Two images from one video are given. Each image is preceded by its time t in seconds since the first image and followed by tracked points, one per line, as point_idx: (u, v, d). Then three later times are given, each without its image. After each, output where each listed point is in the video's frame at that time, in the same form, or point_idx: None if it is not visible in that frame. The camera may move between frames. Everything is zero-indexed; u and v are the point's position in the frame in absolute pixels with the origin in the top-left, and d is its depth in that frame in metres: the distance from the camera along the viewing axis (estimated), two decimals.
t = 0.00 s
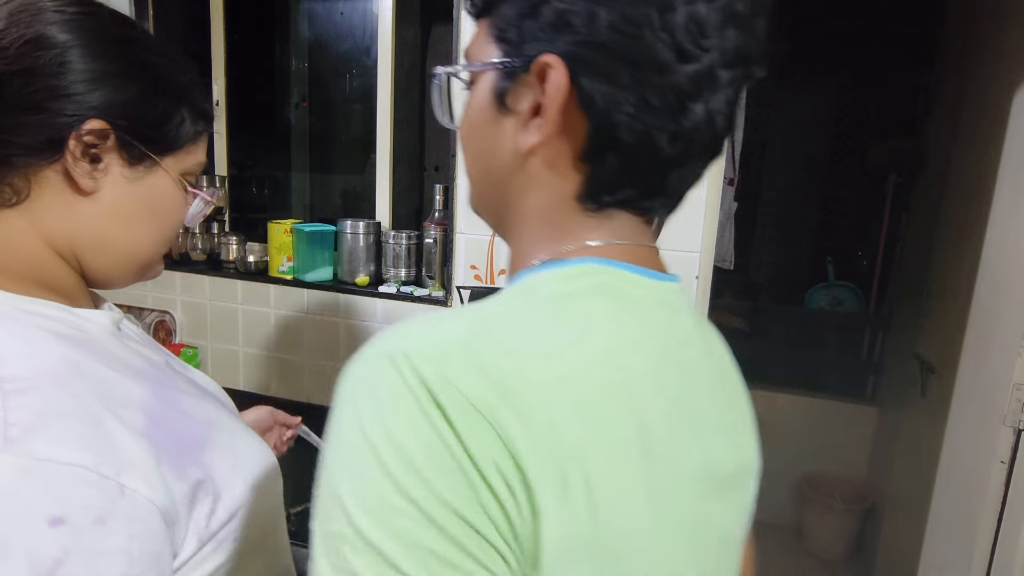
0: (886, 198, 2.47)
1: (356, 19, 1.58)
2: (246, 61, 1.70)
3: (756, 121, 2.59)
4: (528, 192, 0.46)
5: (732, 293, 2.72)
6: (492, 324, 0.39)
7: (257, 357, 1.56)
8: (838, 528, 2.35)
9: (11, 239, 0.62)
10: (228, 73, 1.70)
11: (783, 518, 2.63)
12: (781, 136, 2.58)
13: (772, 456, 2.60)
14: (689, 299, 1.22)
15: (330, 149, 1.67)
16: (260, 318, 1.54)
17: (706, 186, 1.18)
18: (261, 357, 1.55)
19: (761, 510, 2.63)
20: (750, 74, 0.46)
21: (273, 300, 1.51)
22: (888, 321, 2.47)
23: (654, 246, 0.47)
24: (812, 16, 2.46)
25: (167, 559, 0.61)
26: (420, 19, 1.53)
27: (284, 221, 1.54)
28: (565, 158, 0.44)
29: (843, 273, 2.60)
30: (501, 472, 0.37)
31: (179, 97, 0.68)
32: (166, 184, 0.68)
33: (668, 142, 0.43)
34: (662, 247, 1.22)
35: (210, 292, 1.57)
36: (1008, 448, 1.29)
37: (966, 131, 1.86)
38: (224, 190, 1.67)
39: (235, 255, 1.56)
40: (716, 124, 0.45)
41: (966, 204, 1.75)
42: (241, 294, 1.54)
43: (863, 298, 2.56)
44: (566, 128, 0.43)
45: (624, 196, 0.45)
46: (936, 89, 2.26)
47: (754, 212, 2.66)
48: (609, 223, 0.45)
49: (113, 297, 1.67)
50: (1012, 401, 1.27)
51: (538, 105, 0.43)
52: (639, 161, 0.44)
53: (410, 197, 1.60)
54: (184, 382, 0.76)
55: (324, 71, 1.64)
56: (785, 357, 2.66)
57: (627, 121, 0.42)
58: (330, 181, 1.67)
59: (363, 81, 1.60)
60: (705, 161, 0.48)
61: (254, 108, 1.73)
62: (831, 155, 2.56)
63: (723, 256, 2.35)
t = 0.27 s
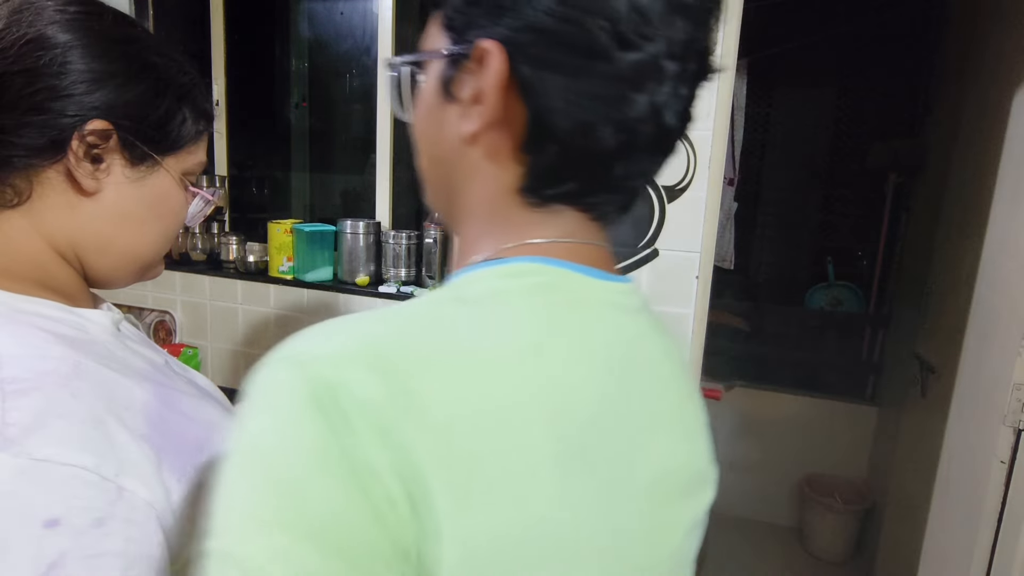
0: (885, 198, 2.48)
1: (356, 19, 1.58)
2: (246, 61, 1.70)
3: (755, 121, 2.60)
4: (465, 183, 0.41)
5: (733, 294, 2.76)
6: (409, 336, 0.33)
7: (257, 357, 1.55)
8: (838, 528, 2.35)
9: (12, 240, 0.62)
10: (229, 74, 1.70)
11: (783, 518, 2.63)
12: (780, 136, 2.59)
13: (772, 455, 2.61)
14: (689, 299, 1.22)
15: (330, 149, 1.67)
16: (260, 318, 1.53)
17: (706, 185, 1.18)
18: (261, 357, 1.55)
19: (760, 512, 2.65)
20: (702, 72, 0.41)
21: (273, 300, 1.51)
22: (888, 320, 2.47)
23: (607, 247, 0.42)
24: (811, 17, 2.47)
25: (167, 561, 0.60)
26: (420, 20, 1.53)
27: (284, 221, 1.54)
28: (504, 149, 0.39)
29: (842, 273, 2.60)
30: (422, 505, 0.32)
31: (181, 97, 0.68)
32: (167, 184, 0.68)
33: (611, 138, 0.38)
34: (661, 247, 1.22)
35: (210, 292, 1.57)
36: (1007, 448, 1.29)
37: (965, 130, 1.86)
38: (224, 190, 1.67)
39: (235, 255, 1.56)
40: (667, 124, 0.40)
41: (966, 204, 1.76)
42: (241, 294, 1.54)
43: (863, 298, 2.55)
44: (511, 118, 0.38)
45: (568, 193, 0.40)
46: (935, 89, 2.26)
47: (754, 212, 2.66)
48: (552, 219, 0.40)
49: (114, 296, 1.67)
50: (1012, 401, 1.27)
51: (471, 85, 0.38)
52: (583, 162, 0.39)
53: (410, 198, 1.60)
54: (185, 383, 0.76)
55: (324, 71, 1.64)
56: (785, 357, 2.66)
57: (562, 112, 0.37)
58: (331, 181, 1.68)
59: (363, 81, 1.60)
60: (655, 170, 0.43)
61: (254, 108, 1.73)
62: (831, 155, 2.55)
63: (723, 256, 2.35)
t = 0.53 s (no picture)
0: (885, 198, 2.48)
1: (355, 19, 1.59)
2: (246, 61, 1.71)
3: (755, 121, 2.60)
4: (333, 182, 0.40)
5: (732, 294, 2.74)
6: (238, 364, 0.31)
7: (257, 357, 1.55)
8: (838, 529, 2.35)
9: (11, 237, 0.63)
10: (228, 74, 1.70)
11: (782, 518, 2.64)
12: (780, 136, 2.59)
13: (772, 455, 2.62)
14: (688, 299, 1.22)
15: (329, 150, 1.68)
16: (260, 318, 1.53)
17: (706, 186, 1.18)
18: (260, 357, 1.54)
19: (760, 513, 2.65)
20: (564, 26, 0.38)
21: (272, 300, 1.51)
22: (888, 321, 2.47)
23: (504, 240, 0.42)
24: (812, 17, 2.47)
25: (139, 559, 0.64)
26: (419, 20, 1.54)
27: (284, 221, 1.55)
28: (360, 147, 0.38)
29: (842, 272, 2.60)
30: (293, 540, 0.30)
31: (179, 95, 0.68)
32: (163, 183, 0.69)
33: (474, 118, 0.36)
34: (661, 247, 1.23)
35: (210, 292, 1.57)
36: (1008, 449, 1.28)
37: (965, 130, 1.86)
38: (224, 189, 1.68)
39: (235, 255, 1.56)
40: (519, 80, 0.36)
41: (966, 204, 1.75)
42: (241, 294, 1.53)
43: (863, 299, 2.54)
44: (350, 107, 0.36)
45: (422, 178, 0.38)
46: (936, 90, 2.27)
47: (754, 212, 2.66)
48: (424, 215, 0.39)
49: (114, 296, 1.67)
50: (1012, 401, 1.26)
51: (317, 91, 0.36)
52: (427, 139, 0.36)
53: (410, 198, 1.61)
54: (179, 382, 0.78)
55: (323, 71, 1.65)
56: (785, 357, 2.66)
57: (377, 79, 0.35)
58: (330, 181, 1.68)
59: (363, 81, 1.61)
60: (527, 135, 0.38)
61: (254, 108, 1.73)
62: (831, 155, 2.55)
63: (722, 256, 2.36)
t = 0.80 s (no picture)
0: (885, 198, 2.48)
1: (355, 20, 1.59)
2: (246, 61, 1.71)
3: (755, 122, 2.60)
4: (290, 200, 0.38)
5: (732, 294, 2.74)
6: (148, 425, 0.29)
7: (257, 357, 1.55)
8: (838, 529, 2.35)
9: None
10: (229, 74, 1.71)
11: (783, 518, 2.64)
12: (780, 136, 2.59)
13: (772, 455, 2.62)
14: (688, 298, 1.22)
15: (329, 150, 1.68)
16: (260, 318, 1.53)
17: (706, 186, 1.18)
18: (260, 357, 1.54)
19: (760, 513, 2.66)
20: (491, 10, 0.35)
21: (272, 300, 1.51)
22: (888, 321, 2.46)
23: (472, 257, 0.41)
24: (811, 18, 2.48)
25: None
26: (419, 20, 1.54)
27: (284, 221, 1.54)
28: (297, 166, 0.37)
29: (842, 273, 2.60)
30: None
31: (163, 93, 0.62)
32: (145, 183, 0.62)
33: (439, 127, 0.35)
34: (661, 247, 1.23)
35: (210, 292, 1.57)
36: (1007, 448, 1.28)
37: (965, 130, 1.86)
38: (224, 190, 1.68)
39: (235, 255, 1.56)
40: (442, 65, 0.34)
41: (966, 203, 1.76)
42: (241, 294, 1.53)
43: (863, 299, 2.54)
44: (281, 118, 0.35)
45: (363, 190, 0.36)
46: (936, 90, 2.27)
47: (754, 212, 2.66)
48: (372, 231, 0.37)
49: (114, 296, 1.67)
50: (1012, 401, 1.26)
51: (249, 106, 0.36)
52: (357, 142, 0.34)
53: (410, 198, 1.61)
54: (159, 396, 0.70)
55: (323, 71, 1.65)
56: (785, 358, 2.66)
57: (289, 72, 0.33)
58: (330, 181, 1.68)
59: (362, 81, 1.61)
60: (457, 128, 0.36)
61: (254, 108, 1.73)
62: (831, 155, 2.55)
63: (722, 257, 2.36)
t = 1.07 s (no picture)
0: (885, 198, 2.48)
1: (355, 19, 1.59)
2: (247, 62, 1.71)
3: (755, 121, 2.60)
4: (304, 205, 0.39)
5: (732, 294, 2.73)
6: (158, 431, 0.29)
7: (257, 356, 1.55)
8: (837, 528, 2.36)
9: None
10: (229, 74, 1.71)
11: (782, 518, 2.64)
12: (780, 136, 2.59)
13: (772, 455, 2.62)
14: (688, 299, 1.23)
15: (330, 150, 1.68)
16: (260, 318, 1.53)
17: (705, 186, 1.18)
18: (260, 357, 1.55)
19: (760, 512, 2.66)
20: (508, 1, 0.35)
21: (273, 300, 1.51)
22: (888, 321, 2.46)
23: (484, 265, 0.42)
24: (811, 17, 2.48)
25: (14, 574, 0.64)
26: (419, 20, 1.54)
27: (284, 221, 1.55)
28: (307, 167, 0.38)
29: (842, 273, 2.60)
30: None
31: (125, 100, 0.67)
32: (107, 186, 0.67)
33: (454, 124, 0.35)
34: (661, 247, 1.23)
35: (211, 292, 1.57)
36: (1007, 448, 1.28)
37: (965, 130, 1.86)
38: (224, 190, 1.68)
39: (235, 255, 1.56)
40: (455, 58, 0.34)
41: (966, 203, 1.76)
42: (241, 294, 1.54)
43: (862, 298, 2.55)
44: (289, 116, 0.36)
45: (372, 192, 0.36)
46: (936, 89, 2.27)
47: (754, 212, 2.66)
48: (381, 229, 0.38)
49: (115, 296, 1.68)
50: (1011, 401, 1.26)
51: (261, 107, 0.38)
52: (367, 141, 0.35)
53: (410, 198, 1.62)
54: (115, 393, 0.76)
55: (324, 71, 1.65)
56: (785, 358, 2.66)
57: (296, 68, 0.34)
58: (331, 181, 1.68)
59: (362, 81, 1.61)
60: (471, 121, 0.36)
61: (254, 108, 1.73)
62: (831, 155, 2.55)
63: (722, 257, 2.37)
